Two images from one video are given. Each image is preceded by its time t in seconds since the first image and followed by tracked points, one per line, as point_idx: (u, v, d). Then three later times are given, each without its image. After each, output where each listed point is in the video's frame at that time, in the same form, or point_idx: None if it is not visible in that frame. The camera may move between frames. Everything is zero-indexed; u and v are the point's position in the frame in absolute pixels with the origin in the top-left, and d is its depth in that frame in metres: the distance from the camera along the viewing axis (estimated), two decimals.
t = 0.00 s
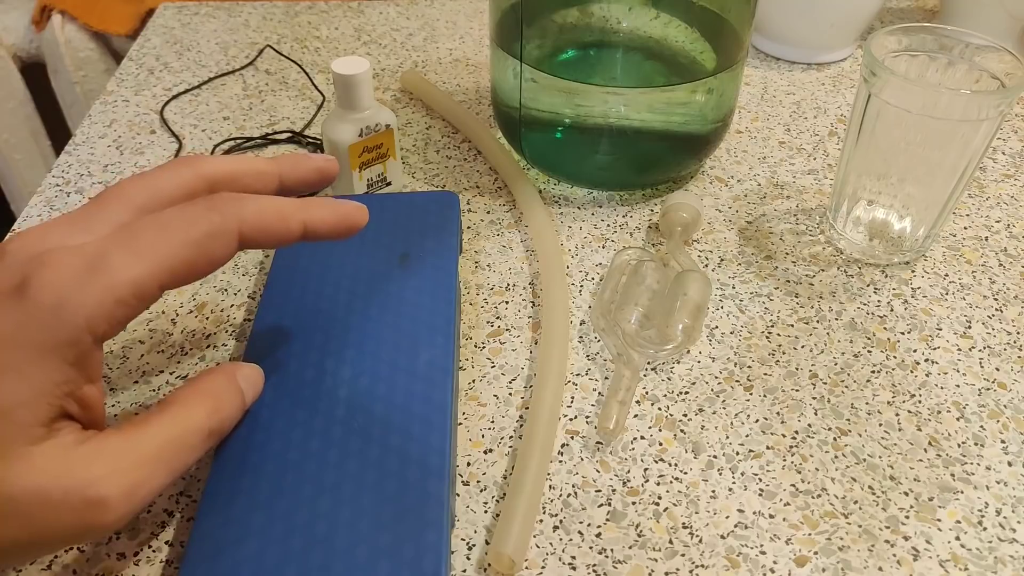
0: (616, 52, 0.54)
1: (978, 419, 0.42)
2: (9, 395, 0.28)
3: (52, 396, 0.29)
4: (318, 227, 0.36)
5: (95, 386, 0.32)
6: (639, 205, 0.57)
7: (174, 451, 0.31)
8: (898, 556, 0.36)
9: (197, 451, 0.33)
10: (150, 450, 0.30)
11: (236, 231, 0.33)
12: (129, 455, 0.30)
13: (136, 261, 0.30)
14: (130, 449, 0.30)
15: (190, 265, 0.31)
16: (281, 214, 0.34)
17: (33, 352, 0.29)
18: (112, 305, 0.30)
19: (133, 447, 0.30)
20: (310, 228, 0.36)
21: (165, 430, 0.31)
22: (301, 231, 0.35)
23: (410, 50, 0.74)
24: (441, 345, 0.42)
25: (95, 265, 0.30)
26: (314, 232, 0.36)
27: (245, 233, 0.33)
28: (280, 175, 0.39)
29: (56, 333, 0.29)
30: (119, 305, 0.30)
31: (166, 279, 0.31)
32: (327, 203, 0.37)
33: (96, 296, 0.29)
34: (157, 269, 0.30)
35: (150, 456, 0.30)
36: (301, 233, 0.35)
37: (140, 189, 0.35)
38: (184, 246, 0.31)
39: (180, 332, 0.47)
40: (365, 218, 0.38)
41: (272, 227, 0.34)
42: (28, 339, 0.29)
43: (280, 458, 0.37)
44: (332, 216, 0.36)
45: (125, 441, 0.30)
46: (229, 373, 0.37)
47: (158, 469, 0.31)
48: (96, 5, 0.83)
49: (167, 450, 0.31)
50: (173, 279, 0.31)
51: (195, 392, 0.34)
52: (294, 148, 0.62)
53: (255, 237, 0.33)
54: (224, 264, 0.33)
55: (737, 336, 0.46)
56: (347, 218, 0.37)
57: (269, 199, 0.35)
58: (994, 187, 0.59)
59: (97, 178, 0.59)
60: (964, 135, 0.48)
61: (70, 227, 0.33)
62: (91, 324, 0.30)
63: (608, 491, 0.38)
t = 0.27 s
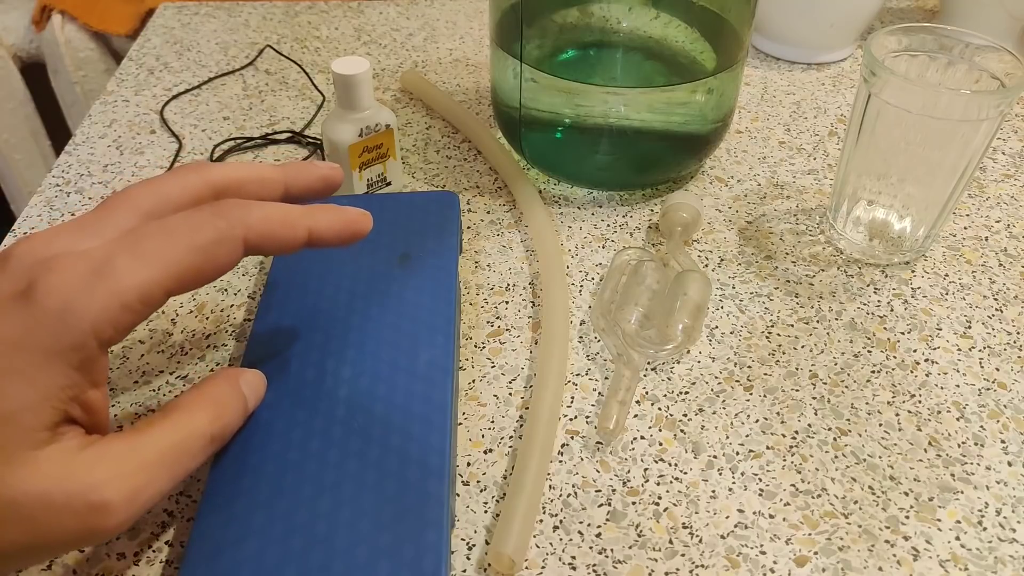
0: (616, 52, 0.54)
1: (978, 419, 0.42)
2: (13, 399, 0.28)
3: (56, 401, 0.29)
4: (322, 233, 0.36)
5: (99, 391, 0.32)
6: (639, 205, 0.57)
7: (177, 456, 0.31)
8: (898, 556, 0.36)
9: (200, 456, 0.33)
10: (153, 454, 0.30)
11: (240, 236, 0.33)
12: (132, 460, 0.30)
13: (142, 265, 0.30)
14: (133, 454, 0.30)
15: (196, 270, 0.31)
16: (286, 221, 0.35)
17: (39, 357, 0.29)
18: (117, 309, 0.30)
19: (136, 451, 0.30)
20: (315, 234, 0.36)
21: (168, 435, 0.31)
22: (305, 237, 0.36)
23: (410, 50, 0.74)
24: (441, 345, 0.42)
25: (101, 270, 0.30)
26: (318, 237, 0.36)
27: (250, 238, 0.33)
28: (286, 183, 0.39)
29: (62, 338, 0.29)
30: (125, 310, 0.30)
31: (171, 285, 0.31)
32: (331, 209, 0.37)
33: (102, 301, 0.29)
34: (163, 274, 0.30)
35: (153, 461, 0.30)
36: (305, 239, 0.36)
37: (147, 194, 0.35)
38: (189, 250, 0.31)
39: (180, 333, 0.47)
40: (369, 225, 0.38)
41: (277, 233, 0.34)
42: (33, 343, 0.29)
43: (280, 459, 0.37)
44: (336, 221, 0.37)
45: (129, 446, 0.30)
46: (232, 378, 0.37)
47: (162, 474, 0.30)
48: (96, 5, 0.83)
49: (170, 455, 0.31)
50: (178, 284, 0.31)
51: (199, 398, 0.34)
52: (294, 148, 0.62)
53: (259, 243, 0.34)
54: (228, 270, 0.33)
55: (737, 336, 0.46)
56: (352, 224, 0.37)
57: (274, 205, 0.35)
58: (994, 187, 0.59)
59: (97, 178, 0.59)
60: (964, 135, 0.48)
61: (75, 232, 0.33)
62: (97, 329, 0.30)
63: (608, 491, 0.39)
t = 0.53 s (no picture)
0: (616, 52, 0.54)
1: (978, 419, 0.42)
2: (13, 399, 0.28)
3: (57, 401, 0.29)
4: (323, 233, 0.36)
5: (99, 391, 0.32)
6: (639, 205, 0.57)
7: (177, 456, 0.31)
8: (898, 556, 0.36)
9: (200, 456, 0.33)
10: (153, 454, 0.30)
11: (241, 236, 0.33)
12: (133, 460, 0.30)
13: (143, 266, 0.30)
14: (133, 454, 0.30)
15: (196, 270, 0.31)
16: (286, 221, 0.35)
17: (40, 357, 0.29)
18: (119, 309, 0.30)
19: (136, 451, 0.30)
20: (315, 234, 0.36)
21: (168, 434, 0.31)
22: (305, 236, 0.36)
23: (410, 50, 0.74)
24: (441, 346, 0.42)
25: (102, 271, 0.30)
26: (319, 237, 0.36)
27: (250, 239, 0.33)
28: (286, 184, 0.39)
29: (62, 338, 0.29)
30: (127, 310, 0.30)
31: (172, 285, 0.31)
32: (331, 209, 0.37)
33: (103, 301, 0.30)
34: (164, 274, 0.31)
35: (154, 461, 0.30)
36: (305, 238, 0.36)
37: (147, 195, 0.35)
38: (190, 251, 0.31)
39: (180, 333, 0.47)
40: (369, 225, 0.38)
41: (277, 232, 0.34)
42: (34, 343, 0.29)
43: (280, 458, 0.37)
44: (336, 222, 0.37)
45: (129, 446, 0.30)
46: (233, 378, 0.37)
47: (162, 474, 0.31)
48: (96, 5, 0.83)
49: (171, 454, 0.31)
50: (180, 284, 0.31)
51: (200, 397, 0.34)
52: (294, 148, 0.62)
53: (260, 243, 0.34)
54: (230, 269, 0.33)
55: (737, 336, 0.46)
56: (352, 224, 0.37)
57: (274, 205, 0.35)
58: (994, 187, 0.59)
59: (97, 178, 0.59)
60: (964, 135, 0.48)
61: (76, 234, 0.33)
62: (98, 329, 0.30)
63: (608, 491, 0.39)
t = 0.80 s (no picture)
0: (616, 52, 0.54)
1: (978, 419, 0.42)
2: (8, 397, 0.28)
3: (52, 398, 0.29)
4: (318, 222, 0.37)
5: (93, 386, 0.32)
6: (639, 205, 0.57)
7: (175, 451, 0.31)
8: (898, 556, 0.36)
9: (199, 451, 0.33)
10: (152, 450, 0.30)
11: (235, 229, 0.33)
12: (131, 456, 0.30)
13: (138, 262, 0.30)
14: (132, 451, 0.30)
15: (191, 265, 0.32)
16: (281, 212, 0.35)
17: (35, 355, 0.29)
18: (114, 306, 0.30)
19: (135, 448, 0.30)
20: (311, 224, 0.36)
21: (167, 430, 0.31)
22: (300, 227, 0.36)
23: (410, 50, 0.74)
24: (441, 346, 0.42)
25: (96, 268, 0.30)
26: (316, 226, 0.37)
27: (244, 230, 0.34)
28: (281, 176, 0.39)
29: (56, 335, 0.29)
30: (123, 306, 0.30)
31: (168, 281, 0.31)
32: (325, 198, 0.38)
33: (98, 299, 0.30)
34: (159, 269, 0.31)
35: (152, 457, 0.30)
36: (299, 230, 0.36)
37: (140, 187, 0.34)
38: (184, 245, 0.31)
39: (180, 333, 0.47)
40: (366, 210, 0.39)
41: (272, 225, 0.35)
42: (27, 341, 0.29)
43: (279, 458, 0.37)
44: (332, 211, 0.37)
45: (127, 443, 0.30)
46: (231, 373, 0.37)
47: (160, 471, 0.30)
48: (96, 5, 0.83)
49: (168, 450, 0.31)
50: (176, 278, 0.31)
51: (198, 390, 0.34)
52: (294, 148, 0.62)
53: (255, 235, 0.34)
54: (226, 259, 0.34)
55: (737, 336, 0.46)
56: (347, 214, 0.38)
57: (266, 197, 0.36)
58: (994, 187, 0.59)
59: (97, 178, 0.59)
60: (964, 135, 0.48)
61: (67, 229, 0.32)
62: (92, 325, 0.30)
63: (608, 491, 0.38)
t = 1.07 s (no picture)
0: (616, 52, 0.54)
1: (978, 419, 0.42)
2: None
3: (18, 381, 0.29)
4: (285, 179, 0.35)
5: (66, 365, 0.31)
6: (639, 205, 0.57)
7: (163, 423, 0.29)
8: (898, 556, 0.36)
9: (191, 420, 0.31)
10: (136, 423, 0.29)
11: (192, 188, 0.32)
12: (112, 433, 0.28)
13: (90, 229, 0.29)
14: (112, 427, 0.28)
15: (149, 230, 0.31)
16: (241, 169, 0.34)
17: None
18: (64, 278, 0.29)
19: (115, 424, 0.28)
20: (278, 181, 0.35)
21: (150, 400, 0.29)
22: (266, 183, 0.35)
23: (410, 50, 0.74)
24: (441, 346, 0.42)
25: (45, 239, 0.29)
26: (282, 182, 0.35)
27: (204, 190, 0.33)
28: (248, 129, 0.39)
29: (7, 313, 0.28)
30: (75, 275, 0.29)
31: (123, 245, 0.30)
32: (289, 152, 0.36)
33: (47, 272, 0.29)
34: (113, 236, 0.30)
35: (136, 432, 0.29)
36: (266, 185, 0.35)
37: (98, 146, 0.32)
38: (135, 210, 0.30)
39: (180, 333, 0.47)
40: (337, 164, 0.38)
41: (233, 181, 0.34)
42: None
43: (279, 459, 0.37)
44: (297, 165, 0.36)
45: (107, 419, 0.29)
46: (220, 337, 0.32)
47: (146, 446, 0.29)
48: (96, 5, 0.83)
49: (155, 422, 0.29)
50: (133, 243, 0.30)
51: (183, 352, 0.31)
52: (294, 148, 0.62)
53: (215, 193, 0.33)
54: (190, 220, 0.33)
55: (737, 336, 0.46)
56: (315, 169, 0.36)
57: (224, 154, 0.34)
58: (994, 187, 0.59)
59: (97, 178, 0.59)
60: (964, 135, 0.48)
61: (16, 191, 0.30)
62: (45, 301, 0.29)
63: (608, 491, 0.39)
